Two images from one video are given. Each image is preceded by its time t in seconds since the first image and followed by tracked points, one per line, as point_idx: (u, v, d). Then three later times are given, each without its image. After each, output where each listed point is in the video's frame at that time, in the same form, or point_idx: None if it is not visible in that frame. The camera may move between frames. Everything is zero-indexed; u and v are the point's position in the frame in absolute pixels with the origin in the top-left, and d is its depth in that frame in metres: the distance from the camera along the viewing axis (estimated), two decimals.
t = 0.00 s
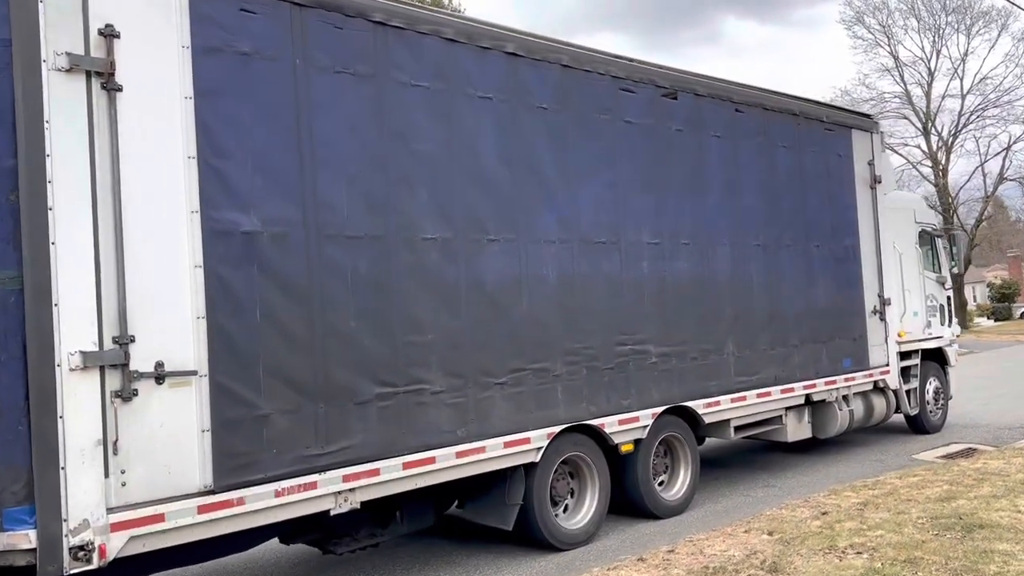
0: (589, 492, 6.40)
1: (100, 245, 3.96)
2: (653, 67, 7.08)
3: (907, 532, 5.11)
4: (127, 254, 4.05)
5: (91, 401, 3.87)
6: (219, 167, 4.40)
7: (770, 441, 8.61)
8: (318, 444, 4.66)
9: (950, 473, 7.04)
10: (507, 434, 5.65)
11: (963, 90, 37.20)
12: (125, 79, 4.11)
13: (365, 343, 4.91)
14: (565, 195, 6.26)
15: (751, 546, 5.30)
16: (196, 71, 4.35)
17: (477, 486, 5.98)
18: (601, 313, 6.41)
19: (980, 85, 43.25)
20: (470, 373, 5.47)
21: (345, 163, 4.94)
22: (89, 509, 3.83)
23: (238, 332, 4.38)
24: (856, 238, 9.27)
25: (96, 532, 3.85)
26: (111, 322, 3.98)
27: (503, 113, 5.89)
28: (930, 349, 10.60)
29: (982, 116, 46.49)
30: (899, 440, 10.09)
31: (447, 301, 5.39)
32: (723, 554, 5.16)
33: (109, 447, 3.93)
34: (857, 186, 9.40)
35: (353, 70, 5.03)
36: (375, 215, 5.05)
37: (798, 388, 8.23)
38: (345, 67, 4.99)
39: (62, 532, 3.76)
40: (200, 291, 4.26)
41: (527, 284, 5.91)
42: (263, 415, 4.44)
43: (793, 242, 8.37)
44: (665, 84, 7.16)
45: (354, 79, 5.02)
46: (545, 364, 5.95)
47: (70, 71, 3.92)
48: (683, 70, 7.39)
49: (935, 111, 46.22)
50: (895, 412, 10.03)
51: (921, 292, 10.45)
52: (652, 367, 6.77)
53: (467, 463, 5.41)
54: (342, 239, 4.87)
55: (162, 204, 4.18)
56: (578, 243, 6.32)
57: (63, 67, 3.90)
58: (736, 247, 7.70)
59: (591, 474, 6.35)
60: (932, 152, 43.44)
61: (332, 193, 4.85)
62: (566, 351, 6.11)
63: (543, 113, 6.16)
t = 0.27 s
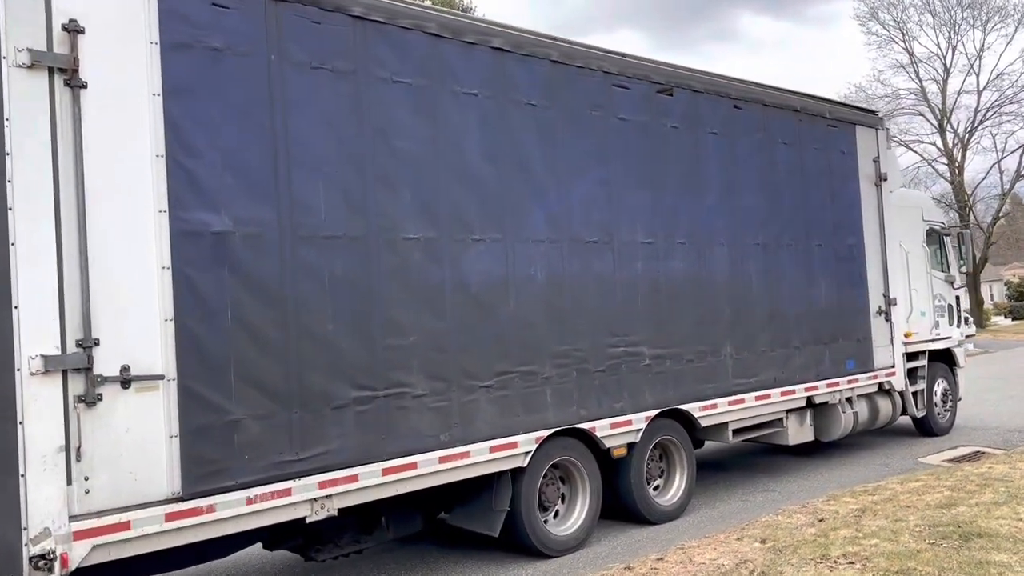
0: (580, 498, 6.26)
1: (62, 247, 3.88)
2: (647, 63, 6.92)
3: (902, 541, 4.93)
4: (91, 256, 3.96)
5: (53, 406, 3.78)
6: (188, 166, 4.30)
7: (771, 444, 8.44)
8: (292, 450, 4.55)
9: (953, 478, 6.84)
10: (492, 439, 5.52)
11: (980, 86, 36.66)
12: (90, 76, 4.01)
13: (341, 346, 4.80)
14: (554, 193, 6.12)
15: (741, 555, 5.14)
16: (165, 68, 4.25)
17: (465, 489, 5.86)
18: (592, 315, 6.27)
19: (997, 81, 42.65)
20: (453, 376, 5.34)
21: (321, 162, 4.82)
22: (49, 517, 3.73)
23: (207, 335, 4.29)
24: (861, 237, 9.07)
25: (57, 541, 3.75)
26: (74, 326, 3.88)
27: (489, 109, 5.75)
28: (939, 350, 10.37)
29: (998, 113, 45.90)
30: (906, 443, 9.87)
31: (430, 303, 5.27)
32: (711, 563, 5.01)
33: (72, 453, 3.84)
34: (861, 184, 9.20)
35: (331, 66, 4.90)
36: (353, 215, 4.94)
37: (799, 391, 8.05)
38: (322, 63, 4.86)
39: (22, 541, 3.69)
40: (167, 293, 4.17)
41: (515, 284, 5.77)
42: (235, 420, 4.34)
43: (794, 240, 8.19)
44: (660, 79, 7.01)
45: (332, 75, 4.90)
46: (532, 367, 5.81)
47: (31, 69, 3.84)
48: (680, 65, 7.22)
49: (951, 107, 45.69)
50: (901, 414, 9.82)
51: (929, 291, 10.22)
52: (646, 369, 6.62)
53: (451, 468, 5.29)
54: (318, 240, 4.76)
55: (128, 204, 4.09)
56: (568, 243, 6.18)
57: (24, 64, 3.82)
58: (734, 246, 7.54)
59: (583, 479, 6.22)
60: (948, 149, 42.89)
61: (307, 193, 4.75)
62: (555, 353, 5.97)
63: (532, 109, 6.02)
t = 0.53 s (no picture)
0: (576, 501, 6.15)
1: (34, 243, 3.80)
2: (649, 57, 6.77)
3: (904, 550, 4.76)
4: (65, 253, 3.88)
5: (24, 407, 3.70)
6: (167, 162, 4.21)
7: (779, 447, 8.27)
8: (275, 451, 4.46)
9: (964, 484, 6.64)
10: (485, 441, 5.40)
11: (1005, 81, 36.02)
12: (65, 71, 3.93)
13: (326, 345, 4.71)
14: (551, 190, 5.99)
15: (738, 562, 4.99)
16: (143, 61, 4.16)
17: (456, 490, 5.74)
18: (590, 314, 6.14)
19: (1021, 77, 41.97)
20: (444, 377, 5.23)
21: (307, 157, 4.72)
22: (20, 520, 3.66)
23: (186, 334, 4.20)
24: (872, 235, 8.86)
25: (28, 544, 3.67)
26: (47, 323, 3.80)
27: (483, 104, 5.63)
28: (954, 351, 10.13)
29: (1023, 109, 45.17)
30: (920, 446, 9.65)
31: (420, 302, 5.16)
32: (707, 571, 4.86)
33: (44, 454, 3.76)
34: (874, 181, 8.99)
35: (318, 59, 4.80)
36: (340, 212, 4.84)
37: (808, 392, 7.87)
38: (308, 56, 4.76)
39: None
40: (145, 291, 4.09)
41: (509, 283, 5.65)
42: (214, 421, 4.25)
43: (803, 239, 8.00)
44: (662, 74, 6.85)
45: (318, 69, 4.80)
46: (527, 367, 5.69)
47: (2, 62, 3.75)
48: (684, 59, 7.06)
49: (974, 104, 45.02)
50: (915, 417, 9.59)
51: (944, 291, 9.99)
52: (646, 370, 6.48)
53: (442, 471, 5.18)
54: (302, 237, 4.66)
55: (104, 200, 4.00)
56: (565, 241, 6.04)
57: None
58: (739, 244, 7.37)
59: (580, 482, 6.10)
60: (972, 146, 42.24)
61: (292, 190, 4.65)
62: (551, 354, 5.84)
63: (528, 104, 5.89)
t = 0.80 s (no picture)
0: (589, 504, 5.99)
1: (30, 234, 3.75)
2: (672, 49, 6.58)
3: (926, 564, 4.55)
4: (61, 245, 3.83)
5: (17, 400, 3.66)
6: (168, 153, 4.14)
7: (804, 452, 8.03)
8: (275, 448, 4.38)
9: (996, 495, 6.37)
10: (494, 441, 5.28)
11: None
12: (63, 60, 3.87)
13: (330, 341, 4.61)
14: (566, 185, 5.83)
15: (752, 573, 4.81)
16: (145, 50, 4.09)
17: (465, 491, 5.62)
18: (606, 313, 5.98)
19: None
20: (452, 376, 5.11)
21: (312, 149, 4.63)
22: (11, 514, 3.62)
23: (185, 328, 4.13)
24: (906, 235, 8.56)
25: (19, 538, 3.63)
26: (42, 316, 3.76)
27: (497, 96, 5.49)
28: (992, 356, 9.77)
29: None
30: (954, 454, 9.32)
31: (427, 297, 5.04)
32: None
33: (37, 448, 3.72)
34: (908, 179, 8.68)
35: (324, 50, 4.70)
36: (346, 205, 4.74)
37: (835, 397, 7.62)
38: (315, 46, 4.67)
39: None
40: (143, 284, 4.03)
41: (521, 280, 5.52)
42: (213, 417, 4.19)
43: (832, 238, 7.74)
44: (685, 67, 6.66)
45: (325, 60, 4.70)
46: (539, 367, 5.55)
47: None
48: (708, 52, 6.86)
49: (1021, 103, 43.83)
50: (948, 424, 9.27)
51: (982, 294, 9.63)
52: (664, 372, 6.30)
53: (448, 471, 5.06)
54: (306, 231, 4.58)
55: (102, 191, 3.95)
56: (581, 237, 5.89)
57: None
58: (764, 243, 7.15)
59: (592, 485, 5.94)
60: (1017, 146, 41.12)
61: (297, 182, 4.56)
62: (564, 353, 5.70)
63: (544, 97, 5.74)
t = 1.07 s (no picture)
0: (655, 513, 5.86)
1: (104, 230, 3.87)
2: (753, 47, 6.35)
3: None
4: (134, 241, 3.93)
5: (88, 391, 3.78)
6: (238, 152, 4.21)
7: (889, 469, 7.65)
8: (336, 446, 4.41)
9: None
10: (556, 446, 5.19)
11: None
12: (138, 61, 3.98)
13: (392, 341, 4.62)
14: (638, 187, 5.69)
15: None
16: (217, 51, 4.17)
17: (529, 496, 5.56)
18: (677, 319, 5.82)
19: None
20: (515, 378, 5.05)
21: (379, 149, 4.64)
22: (81, 500, 3.74)
23: (250, 325, 4.19)
24: (1005, 242, 8.06)
25: (87, 525, 3.75)
26: (113, 310, 3.87)
27: (568, 96, 5.40)
28: None
29: None
30: None
31: (492, 299, 5.00)
32: None
33: (107, 438, 3.83)
34: (1009, 183, 8.17)
35: (393, 50, 4.71)
36: (411, 206, 4.74)
37: (923, 412, 7.22)
38: (384, 47, 4.68)
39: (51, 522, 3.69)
40: (211, 281, 4.10)
41: (589, 283, 5.42)
42: (275, 413, 4.24)
43: (923, 244, 7.35)
44: (767, 65, 6.42)
45: (394, 60, 4.71)
46: (605, 372, 5.44)
47: (79, 53, 3.83)
48: (791, 49, 6.59)
49: None
50: None
51: None
52: (738, 381, 6.08)
53: (509, 475, 5.01)
54: (371, 230, 4.59)
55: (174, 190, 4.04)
56: (652, 240, 5.75)
57: (71, 48, 3.81)
58: (849, 249, 6.83)
59: (659, 495, 5.81)
60: None
61: (363, 182, 4.59)
62: (632, 358, 5.56)
63: (616, 96, 5.62)
